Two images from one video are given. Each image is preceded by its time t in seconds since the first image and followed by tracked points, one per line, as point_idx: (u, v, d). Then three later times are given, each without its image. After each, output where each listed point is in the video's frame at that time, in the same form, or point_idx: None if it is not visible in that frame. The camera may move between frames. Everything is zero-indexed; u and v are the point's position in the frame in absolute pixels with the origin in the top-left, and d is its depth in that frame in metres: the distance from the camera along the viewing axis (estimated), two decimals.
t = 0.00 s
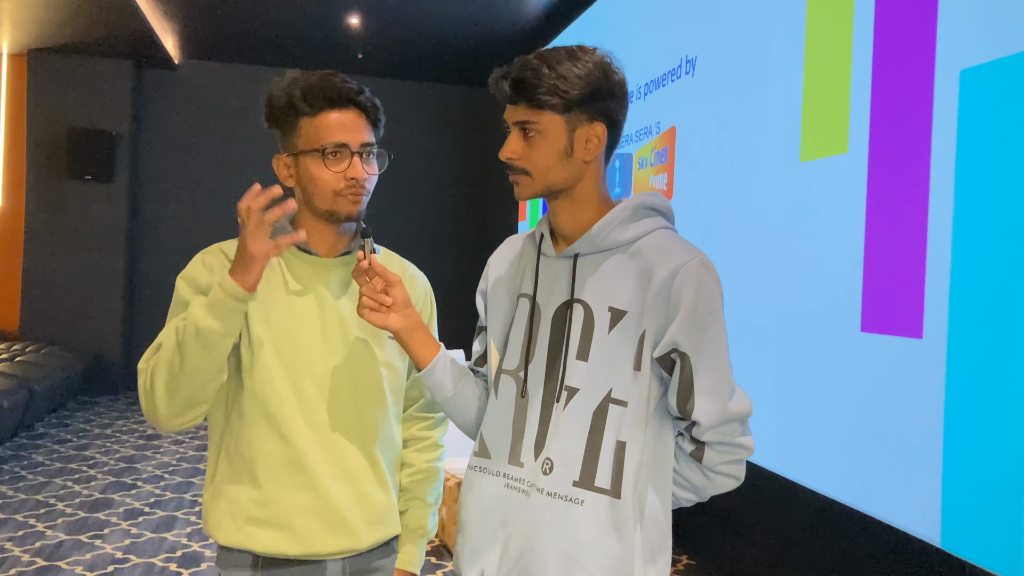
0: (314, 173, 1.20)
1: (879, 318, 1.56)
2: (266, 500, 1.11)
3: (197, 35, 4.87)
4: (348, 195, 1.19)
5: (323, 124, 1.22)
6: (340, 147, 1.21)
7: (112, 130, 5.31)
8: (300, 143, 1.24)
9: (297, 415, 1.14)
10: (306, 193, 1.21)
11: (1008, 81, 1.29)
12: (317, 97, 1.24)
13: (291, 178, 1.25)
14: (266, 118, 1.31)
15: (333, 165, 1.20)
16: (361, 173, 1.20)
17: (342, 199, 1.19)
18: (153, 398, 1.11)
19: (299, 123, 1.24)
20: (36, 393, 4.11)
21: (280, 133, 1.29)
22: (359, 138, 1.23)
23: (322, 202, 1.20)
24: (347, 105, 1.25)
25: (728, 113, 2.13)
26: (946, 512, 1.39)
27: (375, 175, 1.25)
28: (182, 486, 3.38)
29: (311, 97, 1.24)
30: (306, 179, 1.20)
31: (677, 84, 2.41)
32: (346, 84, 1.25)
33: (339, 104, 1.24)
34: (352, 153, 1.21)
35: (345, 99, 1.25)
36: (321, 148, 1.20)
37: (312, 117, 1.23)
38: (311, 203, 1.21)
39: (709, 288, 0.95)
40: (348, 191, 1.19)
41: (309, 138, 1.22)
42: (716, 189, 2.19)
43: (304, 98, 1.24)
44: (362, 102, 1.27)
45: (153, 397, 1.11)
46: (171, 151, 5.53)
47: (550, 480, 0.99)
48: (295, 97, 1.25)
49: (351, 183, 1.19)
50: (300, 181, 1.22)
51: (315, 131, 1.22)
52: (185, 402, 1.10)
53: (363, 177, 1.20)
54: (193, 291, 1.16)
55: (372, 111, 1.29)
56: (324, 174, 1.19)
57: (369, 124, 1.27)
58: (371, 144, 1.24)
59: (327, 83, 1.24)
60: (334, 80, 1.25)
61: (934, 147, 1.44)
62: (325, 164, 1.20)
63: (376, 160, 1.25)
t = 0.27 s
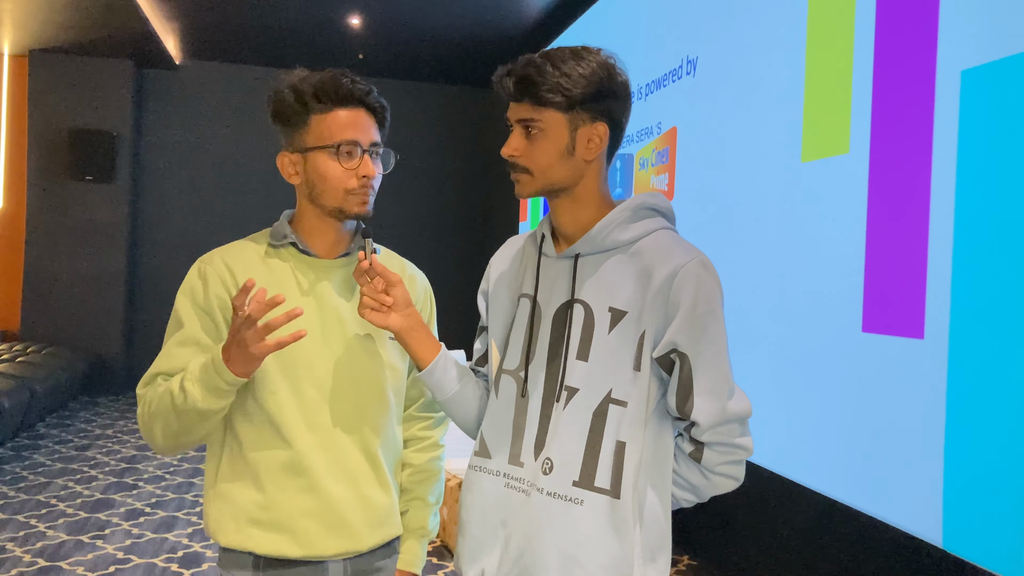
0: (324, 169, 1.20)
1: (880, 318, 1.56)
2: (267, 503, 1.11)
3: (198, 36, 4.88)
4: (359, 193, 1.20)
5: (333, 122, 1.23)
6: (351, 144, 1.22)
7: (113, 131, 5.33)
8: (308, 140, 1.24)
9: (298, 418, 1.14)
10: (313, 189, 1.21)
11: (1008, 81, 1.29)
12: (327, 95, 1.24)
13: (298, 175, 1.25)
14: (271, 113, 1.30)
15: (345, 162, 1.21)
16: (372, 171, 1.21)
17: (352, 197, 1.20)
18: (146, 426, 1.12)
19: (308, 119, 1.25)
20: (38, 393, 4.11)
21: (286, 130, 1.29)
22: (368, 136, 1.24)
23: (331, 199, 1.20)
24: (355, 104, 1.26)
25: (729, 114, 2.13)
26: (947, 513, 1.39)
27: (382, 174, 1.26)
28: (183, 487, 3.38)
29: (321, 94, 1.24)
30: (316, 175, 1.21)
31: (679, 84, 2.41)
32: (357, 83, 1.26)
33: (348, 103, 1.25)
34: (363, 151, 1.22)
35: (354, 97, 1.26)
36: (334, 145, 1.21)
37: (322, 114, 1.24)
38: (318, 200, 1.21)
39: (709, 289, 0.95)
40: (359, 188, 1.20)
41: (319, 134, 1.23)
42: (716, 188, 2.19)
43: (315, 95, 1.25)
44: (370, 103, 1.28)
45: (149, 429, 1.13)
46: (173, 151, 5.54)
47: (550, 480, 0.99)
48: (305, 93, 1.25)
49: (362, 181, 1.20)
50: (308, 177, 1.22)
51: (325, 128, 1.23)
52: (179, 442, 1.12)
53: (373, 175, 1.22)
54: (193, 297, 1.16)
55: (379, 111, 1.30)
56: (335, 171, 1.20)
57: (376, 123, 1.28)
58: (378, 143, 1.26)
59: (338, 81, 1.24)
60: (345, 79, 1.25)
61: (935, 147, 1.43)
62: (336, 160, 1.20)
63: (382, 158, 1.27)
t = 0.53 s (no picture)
0: (325, 169, 1.20)
1: (882, 319, 1.56)
2: (268, 505, 1.12)
3: (199, 36, 4.88)
4: (359, 191, 1.20)
5: (333, 120, 1.23)
6: (352, 142, 1.22)
7: (115, 132, 5.34)
8: (308, 139, 1.24)
9: (298, 421, 1.14)
10: (314, 188, 1.21)
11: (1010, 82, 1.29)
12: (328, 94, 1.24)
13: (299, 175, 1.25)
14: (270, 114, 1.30)
15: (345, 159, 1.21)
16: (372, 168, 1.21)
17: (353, 195, 1.20)
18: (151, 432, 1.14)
19: (308, 118, 1.25)
20: (39, 394, 4.12)
21: (285, 130, 1.28)
22: (367, 134, 1.24)
23: (332, 198, 1.20)
24: (355, 103, 1.26)
25: (731, 114, 2.13)
26: (949, 513, 1.39)
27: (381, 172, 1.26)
28: (184, 487, 3.38)
29: (322, 93, 1.24)
30: (316, 175, 1.21)
31: (680, 84, 2.41)
32: (355, 82, 1.26)
33: (348, 102, 1.25)
34: (363, 149, 1.22)
35: (353, 96, 1.26)
36: (334, 143, 1.21)
37: (322, 113, 1.24)
38: (319, 200, 1.21)
39: (712, 290, 0.95)
40: (359, 186, 1.20)
41: (319, 133, 1.23)
42: (717, 189, 2.19)
43: (316, 93, 1.25)
44: (369, 102, 1.28)
45: (156, 440, 1.14)
46: (174, 152, 5.54)
47: (553, 480, 0.99)
48: (304, 93, 1.25)
49: (363, 178, 1.20)
50: (309, 177, 1.22)
51: (325, 127, 1.23)
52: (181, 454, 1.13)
53: (374, 172, 1.22)
54: (194, 302, 1.15)
55: (378, 110, 1.30)
56: (335, 168, 1.20)
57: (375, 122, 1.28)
58: (377, 141, 1.26)
59: (337, 80, 1.24)
60: (345, 78, 1.25)
61: (937, 148, 1.43)
62: (336, 158, 1.20)
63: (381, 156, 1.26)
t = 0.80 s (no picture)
0: (324, 167, 1.20)
1: (883, 318, 1.56)
2: (270, 505, 1.12)
3: (200, 36, 4.88)
4: (359, 188, 1.20)
5: (332, 118, 1.23)
6: (352, 140, 1.22)
7: (115, 132, 5.34)
8: (308, 138, 1.24)
9: (300, 420, 1.14)
10: (314, 187, 1.22)
11: (1010, 81, 1.29)
12: (327, 92, 1.24)
13: (298, 174, 1.25)
14: (270, 113, 1.30)
15: (345, 157, 1.21)
16: (372, 165, 1.22)
17: (354, 193, 1.20)
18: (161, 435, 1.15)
19: (308, 116, 1.25)
20: (40, 393, 4.12)
21: (284, 130, 1.28)
22: (367, 132, 1.24)
23: (331, 196, 1.20)
24: (354, 101, 1.26)
25: (732, 114, 2.13)
26: (950, 513, 1.39)
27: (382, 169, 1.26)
28: (185, 487, 3.38)
29: (322, 91, 1.24)
30: (316, 173, 1.21)
31: (681, 84, 2.41)
32: (355, 81, 1.26)
33: (348, 100, 1.25)
34: (363, 146, 1.23)
35: (353, 95, 1.26)
36: (334, 141, 1.21)
37: (321, 111, 1.24)
38: (319, 199, 1.21)
39: (715, 289, 0.95)
40: (359, 184, 1.20)
41: (319, 132, 1.23)
42: (718, 188, 2.19)
43: (315, 92, 1.25)
44: (369, 100, 1.28)
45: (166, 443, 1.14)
46: (174, 152, 5.54)
47: (556, 479, 1.00)
48: (303, 91, 1.25)
49: (363, 175, 1.21)
50: (309, 175, 1.22)
51: (325, 125, 1.23)
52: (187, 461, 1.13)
53: (373, 169, 1.22)
54: (197, 302, 1.15)
55: (378, 108, 1.30)
56: (334, 166, 1.20)
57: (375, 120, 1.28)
58: (377, 139, 1.26)
59: (336, 78, 1.25)
60: (344, 76, 1.26)
61: (938, 147, 1.44)
62: (336, 156, 1.21)
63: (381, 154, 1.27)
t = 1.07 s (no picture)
0: (322, 165, 1.20)
1: (884, 317, 1.56)
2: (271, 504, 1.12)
3: (200, 36, 4.88)
4: (357, 186, 1.20)
5: (330, 116, 1.23)
6: (350, 137, 1.22)
7: (115, 131, 5.33)
8: (306, 136, 1.24)
9: (301, 419, 1.14)
10: (313, 186, 1.22)
11: (1010, 80, 1.29)
12: (324, 91, 1.24)
13: (297, 173, 1.25)
14: (269, 113, 1.31)
15: (342, 155, 1.21)
16: (370, 162, 1.21)
17: (352, 191, 1.20)
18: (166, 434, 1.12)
19: (306, 116, 1.24)
20: (41, 393, 4.12)
21: (283, 129, 1.28)
22: (365, 129, 1.24)
23: (330, 194, 1.20)
24: (352, 99, 1.26)
25: (732, 113, 2.13)
26: (951, 511, 1.39)
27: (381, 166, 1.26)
28: (186, 487, 3.38)
29: (319, 90, 1.24)
30: (314, 171, 1.21)
31: (681, 83, 2.41)
32: (352, 79, 1.26)
33: (345, 98, 1.25)
34: (361, 143, 1.23)
35: (350, 93, 1.26)
36: (331, 138, 1.21)
37: (319, 110, 1.24)
38: (317, 197, 1.21)
39: (718, 289, 0.95)
40: (357, 181, 1.20)
41: (317, 130, 1.23)
42: (718, 187, 2.20)
43: (312, 91, 1.25)
44: (367, 98, 1.28)
45: (171, 447, 1.12)
46: (174, 151, 5.54)
47: (559, 478, 1.00)
48: (301, 90, 1.25)
49: (361, 173, 1.20)
50: (307, 173, 1.22)
51: (322, 123, 1.23)
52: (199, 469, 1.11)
53: (372, 166, 1.22)
54: (199, 299, 1.15)
55: (377, 106, 1.29)
56: (332, 165, 1.20)
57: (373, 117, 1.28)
58: (375, 136, 1.26)
59: (333, 78, 1.25)
60: (341, 75, 1.26)
61: (938, 146, 1.44)
62: (333, 153, 1.20)
63: (380, 150, 1.26)
